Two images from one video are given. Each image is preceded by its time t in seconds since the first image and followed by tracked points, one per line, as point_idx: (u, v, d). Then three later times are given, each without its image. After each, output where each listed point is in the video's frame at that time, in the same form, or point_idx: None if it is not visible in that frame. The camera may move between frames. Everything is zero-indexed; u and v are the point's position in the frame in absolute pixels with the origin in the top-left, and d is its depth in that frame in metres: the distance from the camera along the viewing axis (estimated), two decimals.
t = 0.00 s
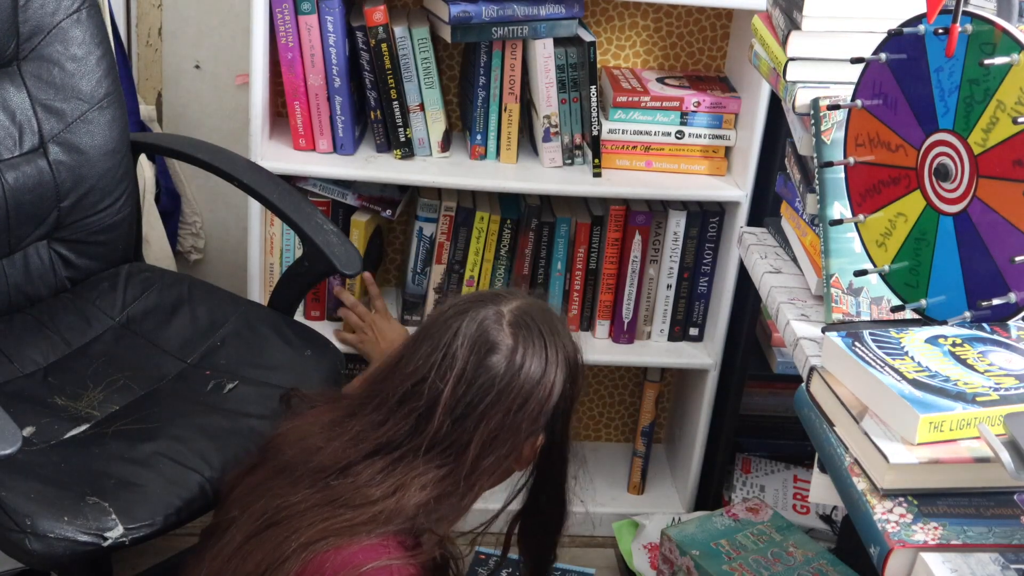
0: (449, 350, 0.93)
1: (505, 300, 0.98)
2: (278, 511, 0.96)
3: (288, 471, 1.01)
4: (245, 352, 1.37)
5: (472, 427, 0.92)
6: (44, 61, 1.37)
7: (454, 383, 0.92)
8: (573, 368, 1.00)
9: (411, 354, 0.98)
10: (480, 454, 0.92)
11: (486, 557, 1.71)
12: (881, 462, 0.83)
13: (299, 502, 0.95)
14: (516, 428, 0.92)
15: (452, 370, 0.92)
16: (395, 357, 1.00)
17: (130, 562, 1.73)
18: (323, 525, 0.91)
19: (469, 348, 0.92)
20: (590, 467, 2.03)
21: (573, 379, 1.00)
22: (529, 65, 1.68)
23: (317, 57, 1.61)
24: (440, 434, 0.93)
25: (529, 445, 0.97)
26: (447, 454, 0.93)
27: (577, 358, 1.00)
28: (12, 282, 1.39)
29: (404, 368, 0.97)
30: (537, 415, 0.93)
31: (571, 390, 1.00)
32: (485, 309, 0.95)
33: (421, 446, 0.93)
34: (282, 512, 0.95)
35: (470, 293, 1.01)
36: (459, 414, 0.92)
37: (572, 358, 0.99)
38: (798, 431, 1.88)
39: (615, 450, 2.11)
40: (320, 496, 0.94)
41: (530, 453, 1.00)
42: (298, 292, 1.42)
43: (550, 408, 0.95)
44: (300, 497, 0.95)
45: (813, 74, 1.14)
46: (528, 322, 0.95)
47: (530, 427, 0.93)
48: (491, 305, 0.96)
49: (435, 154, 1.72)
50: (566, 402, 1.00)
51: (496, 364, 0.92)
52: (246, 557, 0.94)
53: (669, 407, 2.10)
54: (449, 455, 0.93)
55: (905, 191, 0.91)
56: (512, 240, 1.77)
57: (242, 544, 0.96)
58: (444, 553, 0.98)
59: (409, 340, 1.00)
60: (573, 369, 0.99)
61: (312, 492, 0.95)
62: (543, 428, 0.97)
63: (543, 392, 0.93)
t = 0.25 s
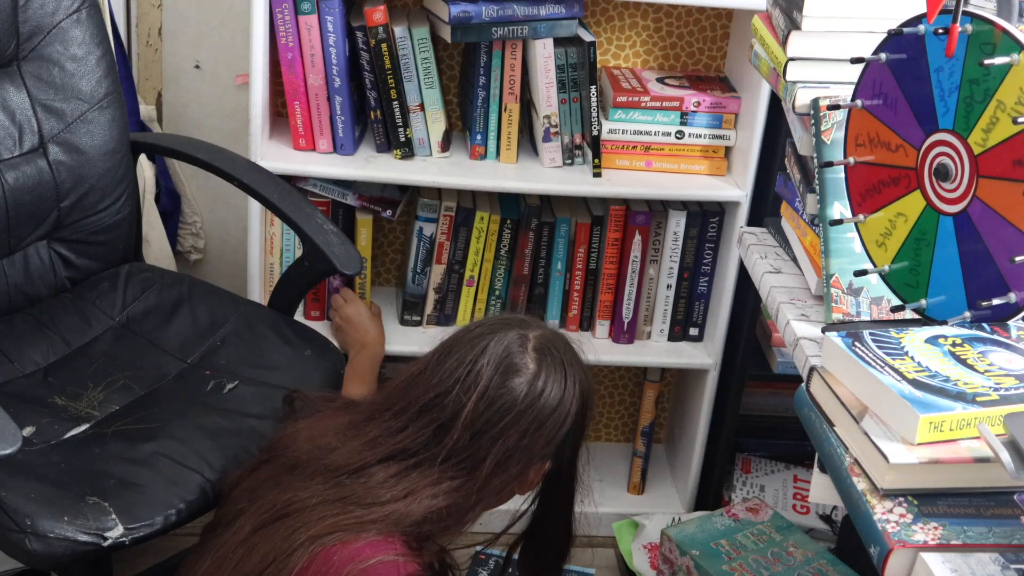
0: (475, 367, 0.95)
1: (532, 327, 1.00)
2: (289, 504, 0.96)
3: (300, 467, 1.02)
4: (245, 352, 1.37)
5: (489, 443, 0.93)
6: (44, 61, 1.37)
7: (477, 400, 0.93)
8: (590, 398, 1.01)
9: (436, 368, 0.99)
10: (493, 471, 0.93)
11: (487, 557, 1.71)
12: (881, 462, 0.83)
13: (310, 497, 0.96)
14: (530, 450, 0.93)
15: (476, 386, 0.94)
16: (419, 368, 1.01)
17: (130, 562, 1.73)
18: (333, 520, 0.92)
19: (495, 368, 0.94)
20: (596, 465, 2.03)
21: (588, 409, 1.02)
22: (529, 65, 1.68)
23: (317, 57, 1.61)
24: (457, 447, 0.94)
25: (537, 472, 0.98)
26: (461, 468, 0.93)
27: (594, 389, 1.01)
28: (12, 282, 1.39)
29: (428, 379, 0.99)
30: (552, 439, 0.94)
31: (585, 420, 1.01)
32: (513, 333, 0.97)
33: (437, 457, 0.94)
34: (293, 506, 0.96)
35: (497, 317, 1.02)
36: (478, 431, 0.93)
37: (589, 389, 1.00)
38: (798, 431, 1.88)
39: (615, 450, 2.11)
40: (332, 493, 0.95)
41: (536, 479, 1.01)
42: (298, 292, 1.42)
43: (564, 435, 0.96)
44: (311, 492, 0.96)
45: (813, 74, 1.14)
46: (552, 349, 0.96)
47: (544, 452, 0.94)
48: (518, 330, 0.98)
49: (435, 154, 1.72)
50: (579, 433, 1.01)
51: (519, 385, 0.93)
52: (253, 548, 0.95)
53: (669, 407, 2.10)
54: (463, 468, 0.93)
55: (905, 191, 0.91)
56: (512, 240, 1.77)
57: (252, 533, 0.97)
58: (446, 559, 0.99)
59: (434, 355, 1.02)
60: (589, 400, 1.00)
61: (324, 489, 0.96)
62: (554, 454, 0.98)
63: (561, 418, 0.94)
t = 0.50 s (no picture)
0: (486, 368, 0.95)
1: (543, 329, 1.00)
2: (298, 494, 0.97)
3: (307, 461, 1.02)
4: (245, 352, 1.37)
5: (498, 444, 0.93)
6: (44, 61, 1.37)
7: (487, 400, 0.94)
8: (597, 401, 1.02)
9: (447, 367, 1.00)
10: (502, 470, 0.94)
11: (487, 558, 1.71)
12: (881, 462, 0.83)
13: (320, 487, 0.96)
14: (539, 451, 0.94)
15: (487, 387, 0.95)
16: (429, 366, 1.02)
17: (130, 562, 1.73)
18: (342, 509, 0.92)
19: (506, 369, 0.95)
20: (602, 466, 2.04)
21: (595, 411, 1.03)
22: (529, 65, 1.68)
23: (317, 57, 1.61)
24: (467, 446, 0.94)
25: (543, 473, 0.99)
26: (471, 466, 0.94)
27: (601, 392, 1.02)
28: (12, 282, 1.39)
29: (439, 378, 0.99)
30: (560, 440, 0.95)
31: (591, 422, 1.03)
32: (524, 335, 0.98)
33: (447, 455, 0.95)
34: (301, 495, 0.96)
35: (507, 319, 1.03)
36: (488, 431, 0.94)
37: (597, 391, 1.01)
38: (797, 431, 1.88)
39: (615, 450, 2.11)
40: (341, 484, 0.95)
41: (541, 480, 1.02)
42: (298, 292, 1.42)
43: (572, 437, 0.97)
44: (319, 482, 0.96)
45: (813, 74, 1.14)
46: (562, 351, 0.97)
47: (552, 454, 0.95)
48: (528, 332, 0.99)
49: (435, 154, 1.72)
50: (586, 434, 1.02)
51: (530, 387, 0.94)
52: (263, 538, 0.95)
53: (669, 407, 2.10)
54: (472, 466, 0.94)
55: (905, 191, 0.91)
56: (512, 240, 1.77)
57: (264, 521, 0.97)
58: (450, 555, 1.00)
59: (444, 354, 1.02)
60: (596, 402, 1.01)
61: (332, 479, 0.96)
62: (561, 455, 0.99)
63: (569, 420, 0.95)
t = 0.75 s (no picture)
0: (488, 370, 0.95)
1: (545, 330, 1.00)
2: (299, 491, 0.97)
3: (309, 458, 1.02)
4: (245, 352, 1.37)
5: (500, 446, 0.93)
6: (43, 61, 1.37)
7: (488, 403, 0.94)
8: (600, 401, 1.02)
9: (449, 369, 0.99)
10: (503, 472, 0.94)
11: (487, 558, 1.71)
12: (881, 462, 0.83)
13: (321, 486, 0.96)
14: (540, 453, 0.94)
15: (488, 390, 0.94)
16: (432, 367, 1.02)
17: (130, 562, 1.73)
18: (342, 508, 0.92)
19: (507, 372, 0.94)
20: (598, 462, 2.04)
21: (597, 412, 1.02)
22: (529, 64, 1.68)
23: (317, 57, 1.61)
24: (468, 448, 0.94)
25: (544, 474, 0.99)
26: (472, 468, 0.94)
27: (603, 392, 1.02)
28: (12, 282, 1.39)
29: (441, 379, 0.99)
30: (561, 442, 0.95)
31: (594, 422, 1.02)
32: (527, 337, 0.97)
33: (449, 457, 0.95)
34: (302, 493, 0.96)
35: (509, 320, 1.02)
36: (489, 433, 0.93)
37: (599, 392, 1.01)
38: (797, 431, 1.88)
39: (616, 450, 2.11)
40: (342, 484, 0.95)
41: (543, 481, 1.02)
42: (298, 292, 1.42)
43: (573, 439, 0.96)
44: (320, 480, 0.97)
45: (813, 74, 1.14)
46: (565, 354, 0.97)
47: (553, 456, 0.95)
48: (531, 333, 0.98)
49: (435, 154, 1.72)
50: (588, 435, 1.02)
51: (531, 390, 0.94)
52: (263, 537, 0.95)
53: (668, 407, 2.10)
54: (473, 468, 0.94)
55: (905, 191, 0.91)
56: (512, 240, 1.77)
57: (263, 521, 0.97)
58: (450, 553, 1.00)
59: (447, 355, 1.02)
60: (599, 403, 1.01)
61: (333, 478, 0.96)
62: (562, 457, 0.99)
63: (571, 423, 0.95)
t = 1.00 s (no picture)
0: (476, 375, 0.94)
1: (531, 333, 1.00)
2: (287, 507, 0.95)
3: (298, 471, 1.01)
4: (245, 352, 1.37)
5: (490, 451, 0.93)
6: (43, 61, 1.37)
7: (476, 408, 0.93)
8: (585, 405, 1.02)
9: (435, 374, 0.99)
10: (494, 478, 0.93)
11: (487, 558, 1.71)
12: (881, 462, 0.83)
13: (308, 501, 0.94)
14: (530, 457, 0.94)
15: (476, 394, 0.94)
16: (417, 373, 1.01)
17: (129, 562, 1.73)
18: (332, 526, 0.90)
19: (495, 376, 0.94)
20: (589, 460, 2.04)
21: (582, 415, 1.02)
22: (529, 64, 1.68)
23: (317, 57, 1.61)
24: (458, 454, 0.93)
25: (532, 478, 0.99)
26: (461, 475, 0.93)
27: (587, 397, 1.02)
28: (12, 282, 1.39)
29: (427, 386, 0.98)
30: (551, 445, 0.95)
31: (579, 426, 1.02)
32: (512, 340, 0.97)
33: (437, 464, 0.94)
34: (290, 508, 0.94)
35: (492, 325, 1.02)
36: (478, 438, 0.93)
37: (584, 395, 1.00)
38: (797, 431, 1.88)
39: (616, 450, 2.11)
40: (330, 497, 0.94)
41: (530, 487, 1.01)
42: (298, 292, 1.42)
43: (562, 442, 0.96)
44: (308, 496, 0.95)
45: (813, 74, 1.14)
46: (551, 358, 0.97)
47: (541, 461, 0.95)
48: (518, 336, 0.98)
49: (435, 154, 1.72)
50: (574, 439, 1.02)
51: (520, 393, 0.93)
52: (250, 554, 0.93)
53: (669, 407, 2.11)
54: (463, 475, 0.93)
55: (904, 191, 0.91)
56: (512, 240, 1.77)
57: (246, 540, 0.95)
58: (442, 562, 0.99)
59: (432, 361, 1.01)
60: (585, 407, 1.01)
61: (320, 494, 0.95)
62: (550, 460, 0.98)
63: (560, 425, 0.95)
